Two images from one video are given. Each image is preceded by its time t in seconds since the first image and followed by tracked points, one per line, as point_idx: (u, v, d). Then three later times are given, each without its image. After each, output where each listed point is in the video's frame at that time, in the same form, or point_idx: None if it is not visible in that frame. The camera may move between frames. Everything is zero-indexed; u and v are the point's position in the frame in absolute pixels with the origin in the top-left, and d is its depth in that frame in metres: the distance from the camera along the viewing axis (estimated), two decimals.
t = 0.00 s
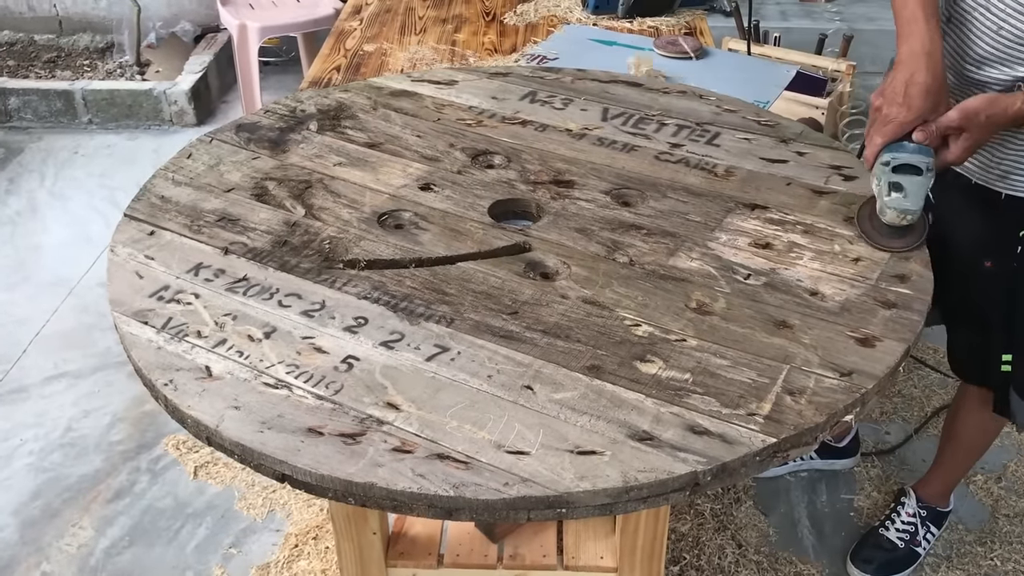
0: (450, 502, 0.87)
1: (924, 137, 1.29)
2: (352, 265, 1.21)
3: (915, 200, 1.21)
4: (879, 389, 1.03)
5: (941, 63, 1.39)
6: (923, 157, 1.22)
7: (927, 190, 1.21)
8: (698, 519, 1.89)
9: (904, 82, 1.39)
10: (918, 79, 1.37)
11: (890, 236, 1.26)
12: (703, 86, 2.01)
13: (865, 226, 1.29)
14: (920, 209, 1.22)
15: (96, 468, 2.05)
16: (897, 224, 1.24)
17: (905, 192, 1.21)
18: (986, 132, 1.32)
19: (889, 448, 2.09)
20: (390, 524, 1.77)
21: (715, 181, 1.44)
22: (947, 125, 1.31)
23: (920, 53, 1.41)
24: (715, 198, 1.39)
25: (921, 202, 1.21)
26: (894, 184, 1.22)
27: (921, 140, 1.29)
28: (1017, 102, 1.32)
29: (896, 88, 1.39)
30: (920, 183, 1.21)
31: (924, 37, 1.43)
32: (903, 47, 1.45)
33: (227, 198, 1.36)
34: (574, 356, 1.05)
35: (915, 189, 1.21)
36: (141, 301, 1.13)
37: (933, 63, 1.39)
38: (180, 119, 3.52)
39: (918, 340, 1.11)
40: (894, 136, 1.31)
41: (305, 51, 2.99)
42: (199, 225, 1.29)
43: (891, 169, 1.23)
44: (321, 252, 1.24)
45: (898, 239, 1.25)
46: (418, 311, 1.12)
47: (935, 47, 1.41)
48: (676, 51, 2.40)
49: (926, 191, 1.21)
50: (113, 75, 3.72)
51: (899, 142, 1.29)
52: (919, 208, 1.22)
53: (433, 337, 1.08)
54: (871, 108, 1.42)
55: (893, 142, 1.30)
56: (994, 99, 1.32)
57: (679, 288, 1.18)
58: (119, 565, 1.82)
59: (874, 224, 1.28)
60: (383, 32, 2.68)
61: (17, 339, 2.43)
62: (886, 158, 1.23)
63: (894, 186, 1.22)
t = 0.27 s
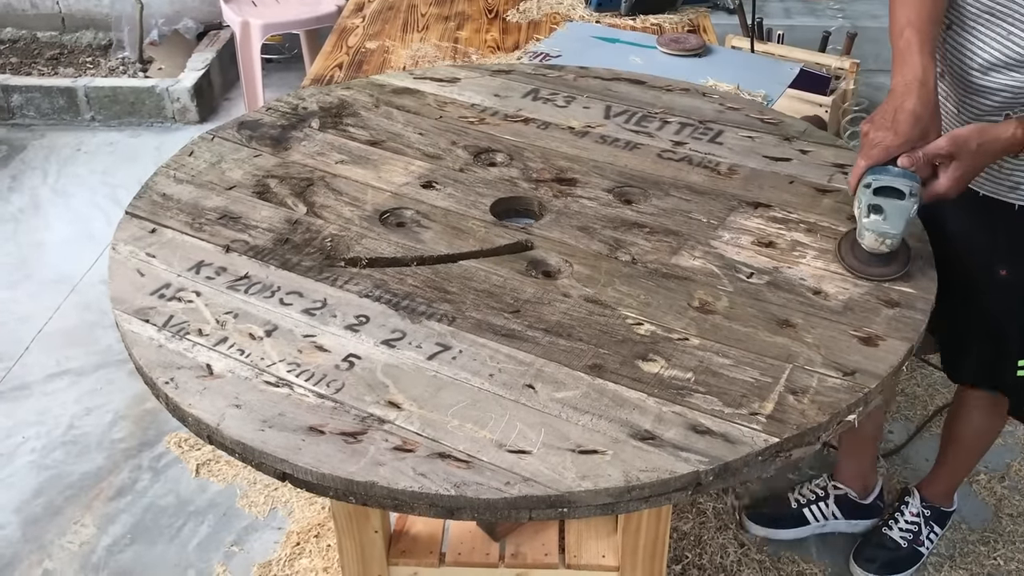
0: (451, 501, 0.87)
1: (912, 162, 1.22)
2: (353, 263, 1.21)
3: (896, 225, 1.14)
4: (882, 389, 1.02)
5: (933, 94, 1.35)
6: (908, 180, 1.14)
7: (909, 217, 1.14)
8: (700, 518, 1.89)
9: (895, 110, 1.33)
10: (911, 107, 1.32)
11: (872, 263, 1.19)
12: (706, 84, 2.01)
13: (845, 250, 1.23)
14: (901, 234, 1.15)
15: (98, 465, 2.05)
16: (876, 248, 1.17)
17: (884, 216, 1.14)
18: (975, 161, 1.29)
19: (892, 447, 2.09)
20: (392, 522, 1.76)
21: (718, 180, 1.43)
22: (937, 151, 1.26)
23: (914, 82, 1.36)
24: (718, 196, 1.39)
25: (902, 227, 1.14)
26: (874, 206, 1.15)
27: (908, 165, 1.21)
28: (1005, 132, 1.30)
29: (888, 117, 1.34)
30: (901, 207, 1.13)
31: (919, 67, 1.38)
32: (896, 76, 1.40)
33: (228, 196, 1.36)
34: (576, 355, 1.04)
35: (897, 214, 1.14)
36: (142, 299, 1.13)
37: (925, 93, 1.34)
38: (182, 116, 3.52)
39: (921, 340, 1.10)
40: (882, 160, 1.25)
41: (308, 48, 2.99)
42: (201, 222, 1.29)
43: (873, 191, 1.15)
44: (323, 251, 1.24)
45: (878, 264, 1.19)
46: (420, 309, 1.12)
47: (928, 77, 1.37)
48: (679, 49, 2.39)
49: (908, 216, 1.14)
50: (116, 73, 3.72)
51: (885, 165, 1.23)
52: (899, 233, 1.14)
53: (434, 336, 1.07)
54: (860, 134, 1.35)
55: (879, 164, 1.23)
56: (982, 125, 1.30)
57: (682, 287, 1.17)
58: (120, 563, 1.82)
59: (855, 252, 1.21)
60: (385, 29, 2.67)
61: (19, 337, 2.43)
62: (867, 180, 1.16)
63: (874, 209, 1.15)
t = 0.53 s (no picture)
0: (449, 498, 0.87)
1: (902, 186, 1.15)
2: (352, 260, 1.21)
3: (881, 249, 1.08)
4: (881, 385, 1.02)
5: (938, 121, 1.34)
6: (898, 207, 1.09)
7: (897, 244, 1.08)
8: (699, 514, 1.89)
9: (896, 132, 1.34)
10: (910, 131, 1.33)
11: (861, 290, 1.13)
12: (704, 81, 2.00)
13: (834, 276, 1.17)
14: (888, 260, 1.09)
15: (98, 463, 2.06)
16: (862, 273, 1.11)
17: (870, 239, 1.08)
18: (977, 191, 1.16)
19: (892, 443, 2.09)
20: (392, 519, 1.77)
21: (717, 176, 1.43)
22: (932, 178, 1.16)
23: (919, 107, 1.36)
24: (716, 193, 1.39)
25: (888, 253, 1.08)
26: (861, 228, 1.09)
27: (898, 188, 1.15)
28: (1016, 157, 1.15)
29: (889, 142, 1.33)
30: (888, 231, 1.08)
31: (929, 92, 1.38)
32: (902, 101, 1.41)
33: (227, 193, 1.36)
34: (575, 351, 1.04)
35: (883, 238, 1.08)
36: (141, 297, 1.13)
37: (929, 119, 1.34)
38: (181, 113, 3.52)
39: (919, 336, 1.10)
40: (873, 182, 1.22)
41: (307, 46, 2.98)
42: (199, 220, 1.29)
43: (861, 213, 1.10)
44: (321, 248, 1.24)
45: (868, 294, 1.13)
46: (418, 306, 1.12)
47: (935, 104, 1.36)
48: (678, 45, 2.38)
49: (896, 242, 1.08)
50: (115, 70, 3.71)
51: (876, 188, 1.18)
52: (885, 259, 1.08)
53: (433, 333, 1.07)
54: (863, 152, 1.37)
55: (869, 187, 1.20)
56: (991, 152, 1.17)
57: (680, 284, 1.17)
58: (120, 561, 1.82)
59: (845, 283, 1.15)
60: (384, 26, 2.67)
61: (19, 335, 2.43)
62: (858, 203, 1.11)
63: (861, 231, 1.09)
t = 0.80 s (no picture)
0: (450, 496, 0.87)
1: (932, 217, 1.05)
2: (352, 260, 1.21)
3: (894, 283, 1.04)
4: (880, 385, 1.03)
5: (987, 145, 1.26)
6: (919, 238, 1.02)
7: (911, 280, 1.04)
8: (699, 514, 1.89)
9: (938, 149, 1.27)
10: (953, 152, 1.25)
11: (876, 314, 1.09)
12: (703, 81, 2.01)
13: (852, 293, 1.13)
14: (902, 293, 1.05)
15: (98, 462, 2.06)
16: (875, 301, 1.07)
17: (884, 271, 1.05)
18: (1004, 238, 1.08)
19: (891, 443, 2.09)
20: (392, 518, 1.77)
21: (716, 176, 1.43)
22: (960, 213, 1.08)
23: (969, 124, 1.28)
24: (716, 193, 1.39)
25: (901, 287, 1.04)
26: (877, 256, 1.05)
27: (925, 217, 1.05)
28: None
29: (926, 160, 1.26)
30: (904, 264, 1.03)
31: (982, 109, 1.29)
32: (952, 110, 1.32)
33: (227, 193, 1.36)
34: (574, 350, 1.05)
35: (897, 270, 1.04)
36: (142, 296, 1.13)
37: (976, 140, 1.26)
38: (181, 114, 3.52)
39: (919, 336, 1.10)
40: (900, 204, 1.15)
41: (307, 46, 2.99)
42: (199, 220, 1.29)
43: (880, 240, 1.05)
44: (321, 248, 1.24)
45: (883, 319, 1.08)
46: (419, 305, 1.12)
47: (988, 125, 1.28)
48: (677, 45, 2.39)
49: (911, 275, 1.03)
50: (115, 71, 3.72)
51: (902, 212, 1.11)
52: (898, 292, 1.04)
53: (433, 332, 1.08)
54: (901, 161, 1.30)
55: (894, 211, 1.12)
56: None
57: (679, 283, 1.17)
58: (120, 560, 1.82)
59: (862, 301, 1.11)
60: (384, 27, 2.68)
61: (19, 335, 2.44)
62: (878, 227, 1.06)
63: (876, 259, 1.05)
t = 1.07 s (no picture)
0: (449, 495, 0.87)
1: (923, 222, 1.05)
2: (352, 261, 1.22)
3: (879, 285, 1.04)
4: (878, 384, 1.03)
5: (980, 153, 1.23)
6: (909, 241, 1.03)
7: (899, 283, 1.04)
8: (699, 514, 1.89)
9: (932, 156, 1.25)
10: (946, 159, 1.23)
11: (863, 317, 1.09)
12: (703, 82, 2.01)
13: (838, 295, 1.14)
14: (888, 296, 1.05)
15: (99, 463, 2.06)
16: (860, 303, 1.07)
17: (872, 273, 1.05)
18: (992, 249, 1.07)
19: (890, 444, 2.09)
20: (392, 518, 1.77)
21: (715, 177, 1.44)
22: (950, 221, 1.07)
23: (963, 131, 1.26)
24: (715, 194, 1.40)
25: (886, 289, 1.04)
26: (865, 258, 1.05)
27: (915, 222, 1.05)
28: None
29: (919, 166, 1.24)
30: (891, 267, 1.03)
31: (977, 116, 1.27)
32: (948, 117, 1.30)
33: (228, 194, 1.37)
34: (574, 351, 1.05)
35: (883, 272, 1.04)
36: (144, 297, 1.14)
37: (970, 147, 1.23)
38: (182, 116, 3.53)
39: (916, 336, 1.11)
40: (891, 208, 1.14)
41: (307, 49, 2.99)
42: (200, 221, 1.30)
43: (869, 242, 1.05)
44: (322, 248, 1.24)
45: (867, 321, 1.09)
46: (419, 306, 1.13)
47: (981, 132, 1.25)
48: (677, 47, 2.40)
49: (896, 278, 1.03)
50: (116, 73, 3.73)
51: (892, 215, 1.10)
52: (883, 295, 1.04)
53: (433, 333, 1.08)
54: (895, 168, 1.27)
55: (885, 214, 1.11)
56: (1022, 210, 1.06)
57: (678, 283, 1.18)
58: (121, 560, 1.83)
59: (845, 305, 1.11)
60: (384, 29, 2.68)
61: (20, 336, 2.44)
62: (868, 228, 1.06)
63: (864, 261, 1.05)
